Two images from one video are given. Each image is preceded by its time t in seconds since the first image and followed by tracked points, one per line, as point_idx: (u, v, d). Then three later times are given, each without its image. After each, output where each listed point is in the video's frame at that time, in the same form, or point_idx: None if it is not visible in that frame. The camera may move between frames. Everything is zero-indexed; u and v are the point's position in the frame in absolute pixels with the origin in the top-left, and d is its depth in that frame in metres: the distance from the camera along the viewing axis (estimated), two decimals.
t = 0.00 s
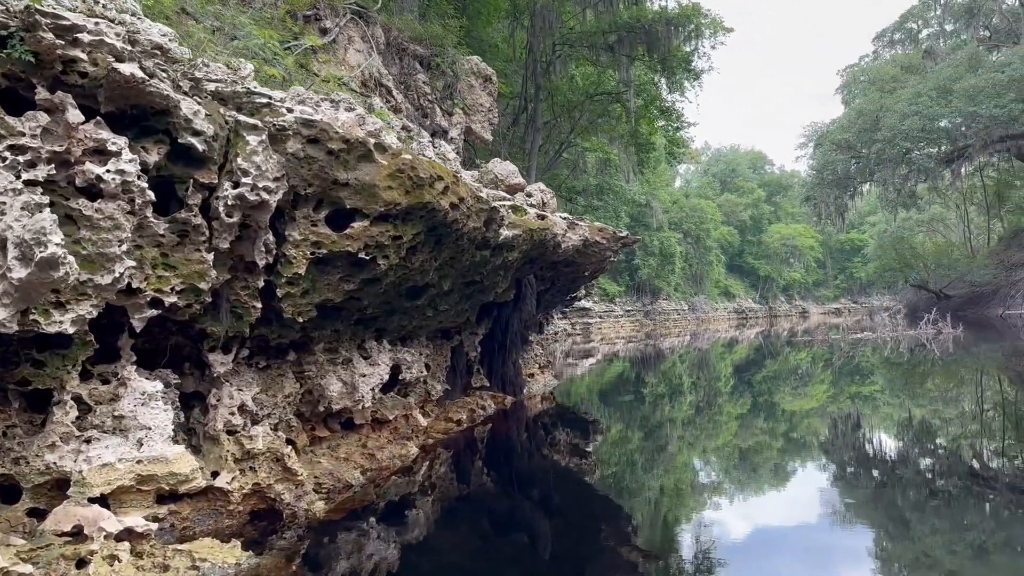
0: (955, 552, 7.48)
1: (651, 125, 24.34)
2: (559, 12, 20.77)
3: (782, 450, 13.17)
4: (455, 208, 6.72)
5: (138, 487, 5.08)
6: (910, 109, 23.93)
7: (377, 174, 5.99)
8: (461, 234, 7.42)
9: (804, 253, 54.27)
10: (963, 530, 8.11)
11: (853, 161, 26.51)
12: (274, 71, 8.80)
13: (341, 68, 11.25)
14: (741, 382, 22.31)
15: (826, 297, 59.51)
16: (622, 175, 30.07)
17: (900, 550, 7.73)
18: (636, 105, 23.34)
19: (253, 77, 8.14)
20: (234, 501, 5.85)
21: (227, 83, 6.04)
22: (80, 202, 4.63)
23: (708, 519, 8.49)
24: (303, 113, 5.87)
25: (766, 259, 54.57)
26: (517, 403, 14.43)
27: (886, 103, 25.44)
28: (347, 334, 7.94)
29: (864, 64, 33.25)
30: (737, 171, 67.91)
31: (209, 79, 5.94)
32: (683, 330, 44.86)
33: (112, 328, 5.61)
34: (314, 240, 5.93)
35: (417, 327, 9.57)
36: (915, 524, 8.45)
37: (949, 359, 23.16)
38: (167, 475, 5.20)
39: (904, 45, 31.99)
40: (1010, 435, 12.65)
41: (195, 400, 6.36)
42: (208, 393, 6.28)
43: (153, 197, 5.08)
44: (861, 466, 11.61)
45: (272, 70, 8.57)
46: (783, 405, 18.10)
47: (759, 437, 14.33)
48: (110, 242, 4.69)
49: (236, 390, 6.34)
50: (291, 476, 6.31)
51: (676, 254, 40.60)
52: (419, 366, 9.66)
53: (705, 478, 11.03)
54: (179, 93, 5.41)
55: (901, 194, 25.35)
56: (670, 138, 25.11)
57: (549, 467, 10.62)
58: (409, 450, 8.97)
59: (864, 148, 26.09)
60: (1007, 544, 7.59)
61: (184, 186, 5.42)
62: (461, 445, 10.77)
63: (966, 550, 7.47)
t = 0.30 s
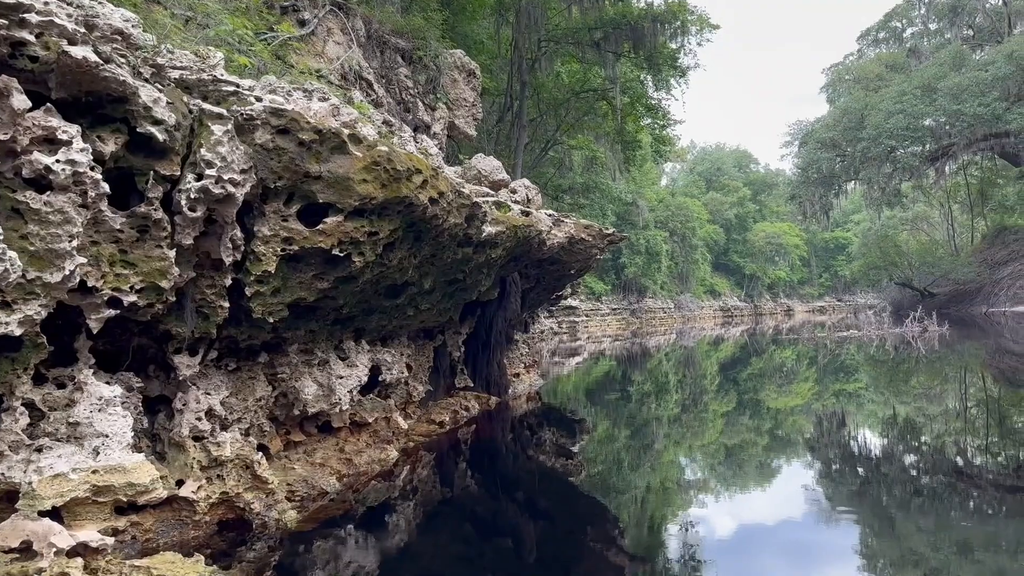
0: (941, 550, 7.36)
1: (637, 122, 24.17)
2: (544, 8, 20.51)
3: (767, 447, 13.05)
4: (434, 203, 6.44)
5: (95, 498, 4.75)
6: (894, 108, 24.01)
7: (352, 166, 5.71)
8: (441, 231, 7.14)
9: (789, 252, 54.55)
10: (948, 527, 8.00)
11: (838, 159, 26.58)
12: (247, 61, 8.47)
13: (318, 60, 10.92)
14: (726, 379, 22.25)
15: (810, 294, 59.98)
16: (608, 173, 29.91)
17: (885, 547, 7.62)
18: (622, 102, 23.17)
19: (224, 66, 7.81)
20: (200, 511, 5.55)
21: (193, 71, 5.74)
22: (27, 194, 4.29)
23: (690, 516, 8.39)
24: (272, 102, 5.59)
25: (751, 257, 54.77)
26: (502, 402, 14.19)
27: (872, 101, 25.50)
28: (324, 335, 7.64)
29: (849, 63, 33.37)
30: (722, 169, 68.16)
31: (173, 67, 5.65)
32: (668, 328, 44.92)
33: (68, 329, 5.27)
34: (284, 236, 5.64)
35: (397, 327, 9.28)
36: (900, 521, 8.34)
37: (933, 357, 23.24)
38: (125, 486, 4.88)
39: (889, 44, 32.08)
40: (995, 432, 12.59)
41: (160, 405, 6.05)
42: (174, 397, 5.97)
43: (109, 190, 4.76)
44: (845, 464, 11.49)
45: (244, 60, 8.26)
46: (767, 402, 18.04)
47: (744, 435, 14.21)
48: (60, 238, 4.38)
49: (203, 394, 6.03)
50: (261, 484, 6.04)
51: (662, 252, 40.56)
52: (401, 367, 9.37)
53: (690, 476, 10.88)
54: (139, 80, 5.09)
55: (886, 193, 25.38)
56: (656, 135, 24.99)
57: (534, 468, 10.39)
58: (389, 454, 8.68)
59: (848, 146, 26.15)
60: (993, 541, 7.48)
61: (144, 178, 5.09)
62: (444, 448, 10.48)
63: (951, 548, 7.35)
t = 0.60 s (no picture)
0: (935, 550, 7.19)
1: (629, 119, 23.97)
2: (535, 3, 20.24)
3: (758, 445, 12.89)
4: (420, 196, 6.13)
5: (54, 509, 4.44)
6: (886, 105, 23.95)
7: (330, 156, 5.42)
8: (426, 225, 6.84)
9: (780, 250, 54.62)
10: (941, 525, 7.84)
11: (829, 156, 26.54)
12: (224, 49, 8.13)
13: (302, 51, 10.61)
14: (717, 377, 22.11)
15: (801, 292, 60.11)
16: (600, 171, 29.71)
17: (876, 546, 7.46)
18: (614, 99, 22.95)
19: (199, 53, 7.50)
20: (171, 520, 5.24)
21: (162, 56, 5.43)
22: None
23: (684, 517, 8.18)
24: (246, 88, 5.29)
25: (742, 255, 54.80)
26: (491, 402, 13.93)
27: (864, 98, 25.42)
28: (304, 334, 7.34)
29: (840, 61, 33.33)
30: (713, 167, 68.17)
31: (141, 51, 5.34)
32: (660, 326, 44.87)
33: (28, 328, 4.96)
34: (259, 229, 5.34)
35: (383, 325, 9.00)
36: (893, 519, 8.16)
37: (924, 354, 23.22)
38: (87, 495, 4.57)
39: (880, 41, 32.02)
40: (987, 429, 12.46)
41: (130, 407, 5.74)
42: (144, 399, 5.66)
43: (67, 179, 4.45)
44: (836, 462, 11.26)
45: (222, 47, 7.95)
46: (759, 400, 17.90)
47: (736, 433, 14.05)
48: (12, 230, 4.06)
49: (175, 396, 5.73)
50: (235, 490, 5.72)
51: (653, 250, 40.43)
52: (386, 367, 9.07)
53: (683, 474, 10.67)
54: (101, 63, 4.77)
55: (878, 190, 25.30)
56: (648, 132, 24.81)
57: (524, 469, 10.12)
58: (374, 456, 8.39)
59: (840, 144, 26.08)
60: (987, 540, 7.32)
61: (107, 167, 4.78)
62: (433, 449, 10.18)
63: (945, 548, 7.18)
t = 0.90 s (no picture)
0: (929, 547, 6.99)
1: (625, 115, 23.71)
2: None
3: (753, 442, 12.67)
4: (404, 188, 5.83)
5: (7, 519, 4.16)
6: (882, 102, 23.75)
7: (307, 145, 5.12)
8: (412, 219, 6.54)
9: (776, 248, 54.50)
10: (939, 523, 7.63)
11: (825, 154, 26.37)
12: (202, 35, 7.80)
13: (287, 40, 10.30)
14: (712, 375, 21.89)
15: (797, 290, 60.01)
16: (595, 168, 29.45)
17: (871, 544, 7.25)
18: (609, 95, 22.66)
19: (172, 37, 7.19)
20: (138, 528, 4.94)
21: (129, 38, 5.12)
22: None
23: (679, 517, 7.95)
24: (217, 72, 5.00)
25: (738, 253, 54.65)
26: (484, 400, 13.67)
27: (860, 95, 25.14)
28: (285, 332, 7.06)
29: (836, 58, 33.14)
30: (709, 165, 67.96)
31: (106, 33, 5.03)
32: (656, 324, 44.69)
33: None
34: (231, 222, 5.05)
35: (369, 322, 8.70)
36: (888, 516, 7.96)
37: (919, 352, 23.05)
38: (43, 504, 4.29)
39: (876, 39, 31.80)
40: (983, 427, 12.25)
41: (97, 409, 5.45)
42: (112, 401, 5.37)
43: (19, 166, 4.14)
44: (831, 459, 11.04)
45: (200, 33, 7.64)
46: (754, 398, 17.69)
47: (731, 430, 13.83)
48: None
49: (145, 397, 5.43)
50: (208, 496, 5.42)
51: (649, 248, 40.21)
52: (373, 366, 8.79)
53: (678, 473, 10.44)
54: (60, 43, 4.46)
55: (874, 188, 25.10)
56: (643, 129, 24.56)
57: (517, 469, 9.86)
58: (361, 458, 8.11)
59: (836, 141, 25.88)
60: (984, 539, 7.11)
61: (67, 155, 4.48)
62: (423, 449, 9.90)
63: (943, 547, 6.97)
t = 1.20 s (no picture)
0: (927, 546, 6.78)
1: (624, 111, 23.42)
2: None
3: (752, 440, 12.45)
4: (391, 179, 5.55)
5: None
6: (883, 99, 23.51)
7: (286, 132, 4.85)
8: (401, 211, 6.26)
9: (775, 245, 54.27)
10: (940, 521, 7.43)
11: (825, 151, 26.13)
12: (184, 22, 7.50)
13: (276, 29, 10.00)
14: (711, 373, 21.67)
15: (796, 288, 59.81)
16: (594, 164, 29.18)
17: (869, 543, 7.05)
18: (608, 90, 22.35)
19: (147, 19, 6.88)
20: (108, 537, 4.66)
21: (99, 19, 4.84)
22: None
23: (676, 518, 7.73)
24: (191, 55, 4.72)
25: (736, 251, 54.41)
26: (479, 398, 13.41)
27: (860, 92, 24.82)
28: (269, 330, 6.79)
29: (837, 54, 32.88)
30: (708, 162, 67.70)
31: (75, 14, 4.75)
32: (654, 321, 44.49)
33: None
34: (205, 213, 4.78)
35: (359, 319, 8.43)
36: (886, 514, 7.76)
37: (919, 350, 22.83)
38: None
39: (876, 36, 31.51)
40: (981, 425, 12.04)
41: (68, 411, 5.18)
42: (83, 402, 5.09)
43: None
44: (829, 458, 10.78)
45: (182, 19, 7.35)
46: (752, 395, 17.47)
47: (730, 428, 13.61)
48: None
49: (117, 397, 5.16)
50: (184, 502, 5.14)
51: (648, 245, 39.95)
52: (363, 365, 8.52)
53: (676, 470, 10.27)
54: (20, 21, 4.17)
55: (874, 186, 24.85)
56: (642, 125, 24.28)
57: (513, 468, 9.61)
58: (350, 459, 7.86)
59: (835, 139, 25.62)
60: (984, 537, 6.91)
61: (28, 141, 4.21)
62: (415, 449, 9.64)
63: (945, 546, 6.77)
